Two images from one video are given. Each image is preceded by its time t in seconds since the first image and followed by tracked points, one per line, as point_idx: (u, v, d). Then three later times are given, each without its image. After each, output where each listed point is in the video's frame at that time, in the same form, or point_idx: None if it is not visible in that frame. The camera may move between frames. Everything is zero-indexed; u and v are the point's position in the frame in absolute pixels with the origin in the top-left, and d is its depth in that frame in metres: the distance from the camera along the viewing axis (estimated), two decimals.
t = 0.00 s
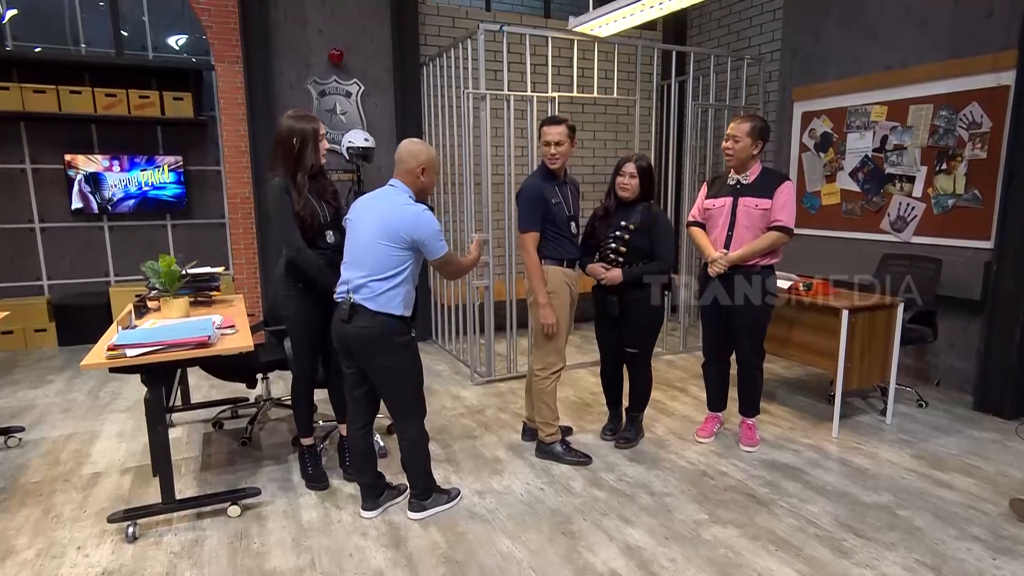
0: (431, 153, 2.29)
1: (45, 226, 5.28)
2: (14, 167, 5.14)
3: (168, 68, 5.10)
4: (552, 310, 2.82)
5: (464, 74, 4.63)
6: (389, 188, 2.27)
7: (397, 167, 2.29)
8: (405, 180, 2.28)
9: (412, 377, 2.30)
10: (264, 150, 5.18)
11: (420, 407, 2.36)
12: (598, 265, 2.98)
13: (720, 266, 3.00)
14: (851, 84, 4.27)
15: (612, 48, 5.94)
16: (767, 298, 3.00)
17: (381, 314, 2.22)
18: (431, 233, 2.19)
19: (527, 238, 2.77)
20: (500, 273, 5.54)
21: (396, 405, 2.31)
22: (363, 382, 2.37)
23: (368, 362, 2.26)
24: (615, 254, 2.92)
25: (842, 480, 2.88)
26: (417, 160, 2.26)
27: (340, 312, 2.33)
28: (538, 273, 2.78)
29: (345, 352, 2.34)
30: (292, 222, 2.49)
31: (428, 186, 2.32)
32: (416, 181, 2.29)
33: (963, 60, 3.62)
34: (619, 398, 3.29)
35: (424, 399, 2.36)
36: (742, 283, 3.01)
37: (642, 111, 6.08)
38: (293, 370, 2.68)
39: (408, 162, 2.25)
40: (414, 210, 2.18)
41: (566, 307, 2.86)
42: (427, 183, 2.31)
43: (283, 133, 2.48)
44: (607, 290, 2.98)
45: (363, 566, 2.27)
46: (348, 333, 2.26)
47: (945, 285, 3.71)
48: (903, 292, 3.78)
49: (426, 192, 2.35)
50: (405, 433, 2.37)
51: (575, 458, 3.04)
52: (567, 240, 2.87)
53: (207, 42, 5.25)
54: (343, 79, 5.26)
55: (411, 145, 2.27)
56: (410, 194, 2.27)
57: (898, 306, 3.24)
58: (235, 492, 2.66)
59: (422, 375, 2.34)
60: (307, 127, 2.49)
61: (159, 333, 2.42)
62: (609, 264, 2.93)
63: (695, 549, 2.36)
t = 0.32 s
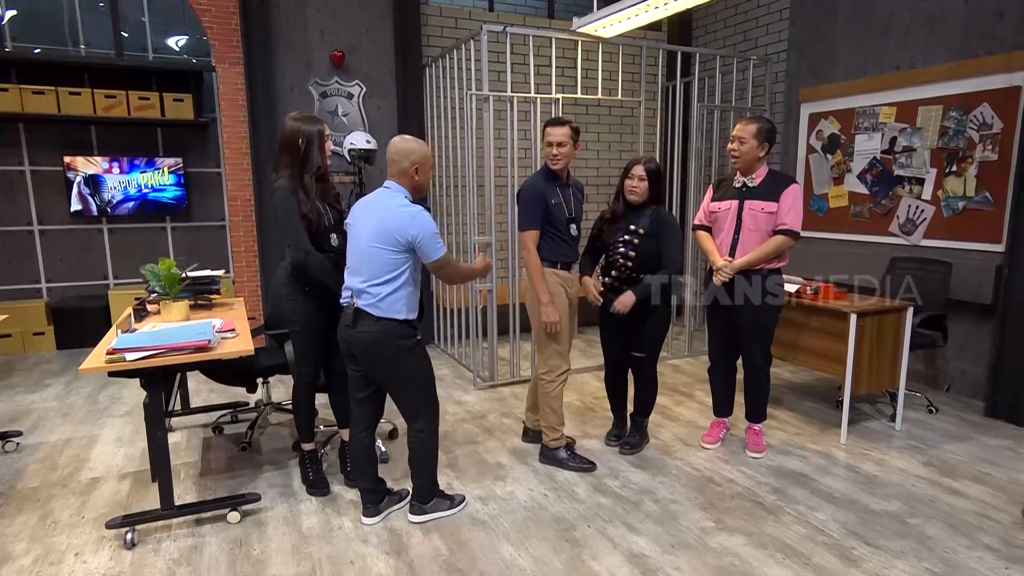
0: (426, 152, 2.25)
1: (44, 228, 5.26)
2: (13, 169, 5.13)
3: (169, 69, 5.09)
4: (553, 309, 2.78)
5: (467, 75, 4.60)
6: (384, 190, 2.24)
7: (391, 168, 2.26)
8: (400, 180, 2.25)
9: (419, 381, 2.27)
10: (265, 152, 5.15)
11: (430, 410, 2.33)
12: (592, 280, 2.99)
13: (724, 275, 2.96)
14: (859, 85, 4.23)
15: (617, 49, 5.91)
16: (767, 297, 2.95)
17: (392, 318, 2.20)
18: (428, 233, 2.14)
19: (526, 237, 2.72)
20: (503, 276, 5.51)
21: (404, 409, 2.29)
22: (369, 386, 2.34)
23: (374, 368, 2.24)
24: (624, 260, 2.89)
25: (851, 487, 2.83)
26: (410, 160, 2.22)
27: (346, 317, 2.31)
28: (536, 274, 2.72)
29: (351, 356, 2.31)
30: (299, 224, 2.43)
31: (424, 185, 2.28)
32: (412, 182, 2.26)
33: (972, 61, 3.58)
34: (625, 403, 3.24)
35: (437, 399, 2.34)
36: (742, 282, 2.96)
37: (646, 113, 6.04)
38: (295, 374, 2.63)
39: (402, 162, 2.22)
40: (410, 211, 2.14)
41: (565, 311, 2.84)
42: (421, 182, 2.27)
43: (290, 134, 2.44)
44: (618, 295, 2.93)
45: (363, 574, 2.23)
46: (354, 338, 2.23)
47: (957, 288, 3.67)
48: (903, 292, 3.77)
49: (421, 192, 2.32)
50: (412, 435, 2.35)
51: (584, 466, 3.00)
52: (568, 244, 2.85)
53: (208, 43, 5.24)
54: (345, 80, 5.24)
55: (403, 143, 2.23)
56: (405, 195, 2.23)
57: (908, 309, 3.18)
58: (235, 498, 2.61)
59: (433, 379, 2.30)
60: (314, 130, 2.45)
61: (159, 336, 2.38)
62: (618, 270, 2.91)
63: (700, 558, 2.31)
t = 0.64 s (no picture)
0: (438, 150, 2.23)
1: (43, 230, 5.26)
2: (12, 170, 5.12)
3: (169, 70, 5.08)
4: (522, 304, 2.81)
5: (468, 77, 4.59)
6: (399, 189, 2.22)
7: (403, 166, 2.24)
8: (413, 179, 2.23)
9: (435, 383, 2.27)
10: (265, 153, 5.14)
11: (438, 413, 2.32)
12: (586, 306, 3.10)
13: (726, 276, 2.94)
14: (863, 86, 4.21)
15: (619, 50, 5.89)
16: (767, 297, 2.93)
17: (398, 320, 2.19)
18: (450, 230, 2.15)
19: (507, 233, 2.75)
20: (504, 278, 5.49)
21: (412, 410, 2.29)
22: (387, 386, 2.30)
23: (395, 368, 2.23)
24: (627, 262, 2.85)
25: (855, 491, 2.80)
26: (423, 159, 2.21)
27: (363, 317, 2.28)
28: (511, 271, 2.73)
29: (370, 356, 2.29)
30: (300, 226, 2.41)
31: (437, 182, 2.27)
32: (425, 180, 2.24)
33: (975, 63, 3.57)
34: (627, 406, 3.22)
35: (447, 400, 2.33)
36: (742, 282, 2.95)
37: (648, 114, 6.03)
38: (296, 377, 2.61)
39: (416, 161, 2.20)
40: (430, 210, 2.14)
41: (536, 308, 2.83)
42: (434, 180, 2.25)
43: (291, 136, 2.41)
44: (621, 297, 2.91)
45: None
46: (376, 338, 2.21)
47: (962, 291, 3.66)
48: (902, 291, 3.78)
49: (434, 191, 2.30)
50: (416, 439, 2.35)
51: (535, 470, 2.97)
52: (551, 243, 2.84)
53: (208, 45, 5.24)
54: (346, 81, 5.23)
55: (415, 140, 2.21)
56: (422, 193, 2.22)
57: (912, 311, 3.16)
58: (235, 501, 2.59)
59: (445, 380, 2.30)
60: (317, 131, 2.43)
61: (160, 338, 2.36)
62: (620, 272, 2.88)
63: (703, 562, 2.29)
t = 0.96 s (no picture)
0: (441, 149, 2.24)
1: (45, 231, 5.26)
2: (15, 171, 5.13)
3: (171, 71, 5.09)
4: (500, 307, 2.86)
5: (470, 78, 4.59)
6: (403, 190, 2.23)
7: (407, 166, 2.24)
8: (417, 179, 2.23)
9: (444, 384, 2.28)
10: (267, 154, 5.15)
11: (443, 414, 2.32)
12: (590, 312, 3.11)
13: (727, 277, 2.94)
14: (865, 87, 4.20)
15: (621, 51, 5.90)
16: (767, 297, 2.93)
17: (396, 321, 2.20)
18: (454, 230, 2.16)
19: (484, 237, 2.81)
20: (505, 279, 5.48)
21: (415, 409, 2.29)
22: (397, 386, 2.29)
23: (405, 368, 2.23)
24: (627, 262, 2.85)
25: (857, 492, 2.80)
26: (427, 158, 2.21)
27: (374, 319, 2.27)
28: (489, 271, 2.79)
29: (380, 357, 2.28)
30: (300, 226, 2.41)
31: (441, 182, 2.27)
32: (429, 179, 2.25)
33: (977, 64, 3.56)
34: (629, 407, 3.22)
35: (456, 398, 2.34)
36: (743, 283, 2.95)
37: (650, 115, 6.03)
38: (297, 378, 2.60)
39: (420, 160, 2.20)
40: (433, 210, 2.15)
41: (514, 308, 2.88)
42: (438, 180, 2.26)
43: (293, 135, 2.42)
44: (620, 297, 2.91)
45: None
46: (388, 339, 2.21)
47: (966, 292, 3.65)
48: (902, 291, 3.78)
49: (437, 191, 2.31)
50: (421, 440, 2.35)
51: (467, 456, 3.13)
52: (529, 243, 2.89)
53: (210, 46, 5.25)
54: (347, 81, 5.24)
55: (417, 140, 2.21)
56: (426, 193, 2.23)
57: (914, 312, 3.17)
58: (236, 502, 2.58)
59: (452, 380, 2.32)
60: (319, 131, 2.43)
61: (161, 339, 2.36)
62: (620, 273, 2.88)
63: (705, 563, 2.29)
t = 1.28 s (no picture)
0: (433, 151, 2.23)
1: (46, 231, 5.27)
2: (17, 172, 5.13)
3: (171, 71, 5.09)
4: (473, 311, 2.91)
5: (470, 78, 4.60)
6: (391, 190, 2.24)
7: (398, 168, 2.24)
8: (408, 181, 2.23)
9: (435, 384, 2.27)
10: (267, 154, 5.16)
11: (437, 412, 2.31)
12: (592, 313, 3.11)
13: (728, 277, 2.94)
14: (866, 87, 4.20)
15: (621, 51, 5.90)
16: (767, 297, 2.93)
17: (393, 322, 2.20)
18: (428, 234, 2.11)
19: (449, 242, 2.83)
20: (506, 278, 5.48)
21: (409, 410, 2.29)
22: (388, 386, 2.31)
23: (394, 369, 2.24)
24: (625, 263, 2.86)
25: (857, 493, 2.80)
26: (419, 160, 2.21)
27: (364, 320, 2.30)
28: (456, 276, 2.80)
29: (370, 359, 2.30)
30: (300, 226, 2.41)
31: (433, 184, 2.27)
32: (420, 181, 2.25)
33: (979, 64, 3.56)
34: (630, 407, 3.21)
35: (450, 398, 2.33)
36: (743, 283, 2.96)
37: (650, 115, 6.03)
38: (298, 378, 2.60)
39: (409, 162, 2.20)
40: (410, 212, 2.13)
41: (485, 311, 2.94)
42: (429, 182, 2.25)
43: (293, 134, 2.41)
44: (620, 298, 2.93)
45: None
46: (375, 340, 2.23)
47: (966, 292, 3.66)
48: (902, 291, 3.81)
49: (432, 193, 2.31)
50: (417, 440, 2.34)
51: (466, 457, 3.14)
52: (493, 245, 2.93)
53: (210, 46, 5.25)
54: (348, 82, 5.24)
55: (409, 143, 2.21)
56: (413, 193, 2.22)
57: (914, 313, 3.17)
58: (237, 502, 2.58)
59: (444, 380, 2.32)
60: (320, 130, 2.44)
61: (161, 339, 2.36)
62: (619, 273, 2.88)
63: (706, 563, 2.28)
